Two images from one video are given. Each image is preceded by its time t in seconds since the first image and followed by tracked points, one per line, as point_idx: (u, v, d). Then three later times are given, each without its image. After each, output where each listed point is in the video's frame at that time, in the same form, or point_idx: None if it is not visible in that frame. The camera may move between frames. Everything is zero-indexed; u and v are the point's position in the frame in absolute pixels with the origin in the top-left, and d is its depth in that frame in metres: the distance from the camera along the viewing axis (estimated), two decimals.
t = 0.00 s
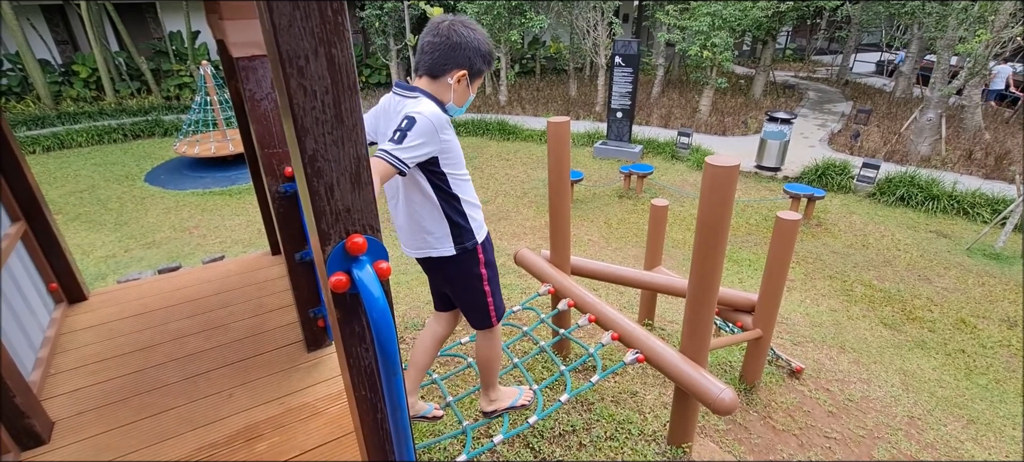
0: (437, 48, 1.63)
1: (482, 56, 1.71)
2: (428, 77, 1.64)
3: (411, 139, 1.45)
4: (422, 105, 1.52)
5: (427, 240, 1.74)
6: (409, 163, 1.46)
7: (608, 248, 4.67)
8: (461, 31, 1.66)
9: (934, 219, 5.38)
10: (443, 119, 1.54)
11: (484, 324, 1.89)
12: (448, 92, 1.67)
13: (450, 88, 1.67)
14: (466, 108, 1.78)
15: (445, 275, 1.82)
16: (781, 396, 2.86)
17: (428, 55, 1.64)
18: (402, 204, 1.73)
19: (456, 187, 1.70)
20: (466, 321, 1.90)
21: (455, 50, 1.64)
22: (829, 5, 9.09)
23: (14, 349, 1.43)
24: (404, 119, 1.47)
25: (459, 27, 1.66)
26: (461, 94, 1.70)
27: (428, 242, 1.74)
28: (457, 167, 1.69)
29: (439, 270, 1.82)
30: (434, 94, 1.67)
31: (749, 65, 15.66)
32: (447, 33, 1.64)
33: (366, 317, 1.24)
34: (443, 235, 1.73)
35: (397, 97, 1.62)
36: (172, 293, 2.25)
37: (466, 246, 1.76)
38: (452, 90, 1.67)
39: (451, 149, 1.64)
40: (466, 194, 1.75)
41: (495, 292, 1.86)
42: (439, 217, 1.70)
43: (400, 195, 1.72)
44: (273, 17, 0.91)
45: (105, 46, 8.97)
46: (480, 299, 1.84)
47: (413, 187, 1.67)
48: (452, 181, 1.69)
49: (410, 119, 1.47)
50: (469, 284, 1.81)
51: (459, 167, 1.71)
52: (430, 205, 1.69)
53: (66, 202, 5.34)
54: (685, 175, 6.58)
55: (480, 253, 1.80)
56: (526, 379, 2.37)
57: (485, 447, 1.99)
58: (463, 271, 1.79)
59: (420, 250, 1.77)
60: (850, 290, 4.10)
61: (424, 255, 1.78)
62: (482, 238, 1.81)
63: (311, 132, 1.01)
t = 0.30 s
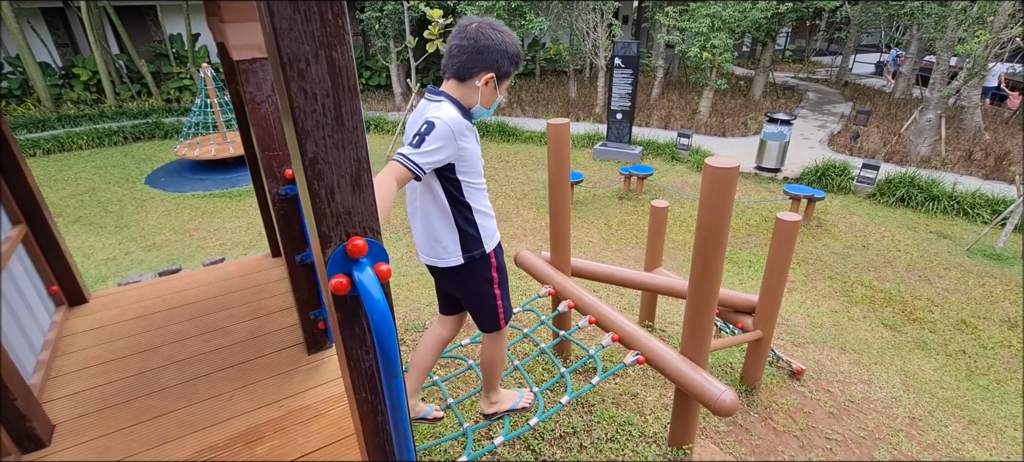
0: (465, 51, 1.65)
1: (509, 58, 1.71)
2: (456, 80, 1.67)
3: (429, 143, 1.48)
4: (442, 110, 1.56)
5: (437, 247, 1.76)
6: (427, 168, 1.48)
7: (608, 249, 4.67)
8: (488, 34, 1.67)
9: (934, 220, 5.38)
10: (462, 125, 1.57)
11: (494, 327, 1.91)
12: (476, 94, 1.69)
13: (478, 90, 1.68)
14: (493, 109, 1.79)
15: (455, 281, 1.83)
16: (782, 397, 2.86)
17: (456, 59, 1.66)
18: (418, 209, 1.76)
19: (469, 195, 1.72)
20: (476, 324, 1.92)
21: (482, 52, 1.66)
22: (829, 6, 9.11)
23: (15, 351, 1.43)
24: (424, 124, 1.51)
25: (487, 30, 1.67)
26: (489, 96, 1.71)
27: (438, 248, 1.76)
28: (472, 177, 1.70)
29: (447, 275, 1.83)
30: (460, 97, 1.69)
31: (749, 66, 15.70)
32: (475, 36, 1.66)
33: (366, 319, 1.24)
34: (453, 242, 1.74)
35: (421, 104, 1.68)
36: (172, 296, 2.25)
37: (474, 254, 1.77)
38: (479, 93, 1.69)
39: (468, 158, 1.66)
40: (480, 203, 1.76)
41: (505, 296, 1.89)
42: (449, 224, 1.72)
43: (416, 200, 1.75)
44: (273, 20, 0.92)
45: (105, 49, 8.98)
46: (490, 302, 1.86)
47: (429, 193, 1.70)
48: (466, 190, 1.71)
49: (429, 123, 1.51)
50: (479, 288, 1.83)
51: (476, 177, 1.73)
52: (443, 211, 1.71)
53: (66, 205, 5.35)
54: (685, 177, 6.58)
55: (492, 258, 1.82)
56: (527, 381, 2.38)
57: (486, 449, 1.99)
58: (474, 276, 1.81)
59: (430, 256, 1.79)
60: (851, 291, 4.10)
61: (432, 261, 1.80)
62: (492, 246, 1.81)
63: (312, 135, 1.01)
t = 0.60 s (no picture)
0: (487, 59, 1.67)
1: (529, 70, 1.73)
2: (474, 87, 1.68)
3: (443, 151, 1.48)
4: (458, 118, 1.57)
5: (443, 251, 1.77)
6: (440, 176, 1.48)
7: (608, 250, 4.67)
8: (511, 45, 1.70)
9: (934, 218, 5.39)
10: (476, 134, 1.57)
11: (502, 330, 1.91)
12: (492, 103, 1.70)
13: (495, 98, 1.69)
14: (508, 121, 1.80)
15: (462, 286, 1.84)
16: (783, 397, 2.85)
17: (477, 66, 1.68)
18: (430, 212, 1.77)
19: (478, 203, 1.72)
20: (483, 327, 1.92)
21: (503, 62, 1.67)
22: (827, 6, 9.13)
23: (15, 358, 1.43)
24: (439, 131, 1.52)
25: (511, 41, 1.70)
26: (505, 106, 1.73)
27: (445, 253, 1.77)
28: (481, 185, 1.71)
29: (453, 278, 1.83)
30: (477, 104, 1.70)
31: (747, 66, 15.73)
32: (498, 45, 1.68)
33: (366, 322, 1.24)
34: (460, 248, 1.75)
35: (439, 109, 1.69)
36: (171, 301, 2.25)
37: (480, 261, 1.77)
38: (495, 102, 1.70)
39: (479, 165, 1.66)
40: (489, 212, 1.77)
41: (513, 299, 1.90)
42: (457, 230, 1.73)
43: (427, 203, 1.76)
44: (272, 25, 0.92)
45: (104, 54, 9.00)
46: (499, 306, 1.86)
47: (440, 198, 1.71)
48: (475, 197, 1.71)
49: (444, 131, 1.51)
50: (489, 291, 1.83)
51: (486, 185, 1.73)
52: (452, 217, 1.72)
53: (66, 210, 5.35)
54: (685, 177, 6.59)
55: (502, 263, 1.82)
56: (528, 383, 2.37)
57: (487, 452, 1.99)
58: (484, 281, 1.81)
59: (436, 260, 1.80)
60: (851, 290, 4.09)
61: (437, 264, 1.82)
62: (499, 254, 1.81)
63: (311, 139, 1.01)
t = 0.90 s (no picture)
0: (511, 68, 1.68)
1: (552, 84, 1.74)
2: (495, 93, 1.69)
3: (458, 153, 1.49)
4: (474, 120, 1.57)
5: (448, 252, 1.78)
6: (456, 178, 1.48)
7: (608, 250, 4.67)
8: (537, 57, 1.71)
9: (933, 215, 5.39)
10: (492, 137, 1.58)
11: (506, 336, 1.91)
12: (510, 110, 1.71)
13: (513, 106, 1.69)
14: (523, 131, 1.80)
15: (466, 291, 1.84)
16: (784, 396, 2.85)
17: (500, 73, 1.69)
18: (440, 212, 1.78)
19: (486, 210, 1.73)
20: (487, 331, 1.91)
21: (526, 72, 1.69)
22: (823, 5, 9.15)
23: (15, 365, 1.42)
24: (455, 133, 1.53)
25: (536, 52, 1.72)
26: (523, 116, 1.73)
27: (450, 254, 1.78)
28: (491, 192, 1.71)
29: (457, 282, 1.84)
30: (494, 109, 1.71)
31: (744, 65, 15.75)
32: (524, 55, 1.70)
33: (365, 326, 1.23)
34: (463, 255, 1.76)
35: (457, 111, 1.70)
36: (171, 306, 2.24)
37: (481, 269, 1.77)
38: (513, 110, 1.71)
39: (491, 171, 1.67)
40: (499, 222, 1.77)
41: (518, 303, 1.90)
42: (462, 234, 1.74)
43: (438, 203, 1.78)
44: (268, 30, 0.91)
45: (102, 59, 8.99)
46: (504, 312, 1.86)
47: (451, 200, 1.71)
48: (485, 204, 1.71)
49: (461, 133, 1.52)
50: (495, 297, 1.83)
51: (496, 195, 1.74)
52: (460, 221, 1.73)
53: (65, 216, 5.34)
54: (683, 176, 6.59)
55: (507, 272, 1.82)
56: (529, 386, 2.37)
57: (489, 454, 1.98)
58: (490, 288, 1.81)
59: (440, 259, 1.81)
60: (851, 288, 4.09)
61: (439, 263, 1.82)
62: (502, 265, 1.79)
63: (308, 143, 1.01)
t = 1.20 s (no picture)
0: (516, 74, 1.67)
1: (556, 91, 1.73)
2: (498, 99, 1.67)
3: (459, 160, 1.46)
4: (475, 126, 1.55)
5: (448, 258, 1.80)
6: (455, 184, 1.46)
7: (597, 248, 4.69)
8: (542, 64, 1.70)
9: (915, 207, 5.48)
10: (492, 142, 1.56)
11: (505, 339, 1.92)
12: (513, 117, 1.69)
13: (518, 113, 1.69)
14: (525, 137, 1.80)
15: (463, 296, 1.84)
16: (774, 389, 2.88)
17: (504, 79, 1.68)
18: (440, 218, 1.79)
19: (485, 218, 1.72)
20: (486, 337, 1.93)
21: (531, 79, 1.68)
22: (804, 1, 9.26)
23: None
24: (456, 139, 1.51)
25: (542, 59, 1.70)
26: (526, 123, 1.73)
27: (450, 260, 1.79)
28: (492, 200, 1.70)
29: (455, 289, 1.84)
30: (497, 116, 1.70)
31: (728, 61, 15.90)
32: (529, 62, 1.68)
33: (355, 330, 1.22)
34: (461, 263, 1.76)
35: (460, 114, 1.68)
36: (155, 314, 2.20)
37: (477, 281, 1.77)
38: (517, 117, 1.70)
39: (491, 178, 1.65)
40: (497, 230, 1.76)
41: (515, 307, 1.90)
42: (461, 242, 1.73)
43: (438, 209, 1.77)
44: (249, 31, 0.90)
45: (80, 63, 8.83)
46: (503, 318, 1.87)
47: (451, 205, 1.71)
48: (485, 211, 1.70)
49: (461, 139, 1.50)
50: (493, 303, 1.83)
51: (497, 201, 1.73)
52: (459, 228, 1.72)
53: (45, 223, 5.23)
54: (671, 173, 6.63)
55: (507, 281, 1.83)
56: (521, 385, 2.37)
57: (482, 454, 1.97)
58: (489, 295, 1.81)
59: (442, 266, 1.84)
60: (837, 279, 4.15)
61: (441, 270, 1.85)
62: (499, 275, 1.79)
63: (293, 146, 0.99)
